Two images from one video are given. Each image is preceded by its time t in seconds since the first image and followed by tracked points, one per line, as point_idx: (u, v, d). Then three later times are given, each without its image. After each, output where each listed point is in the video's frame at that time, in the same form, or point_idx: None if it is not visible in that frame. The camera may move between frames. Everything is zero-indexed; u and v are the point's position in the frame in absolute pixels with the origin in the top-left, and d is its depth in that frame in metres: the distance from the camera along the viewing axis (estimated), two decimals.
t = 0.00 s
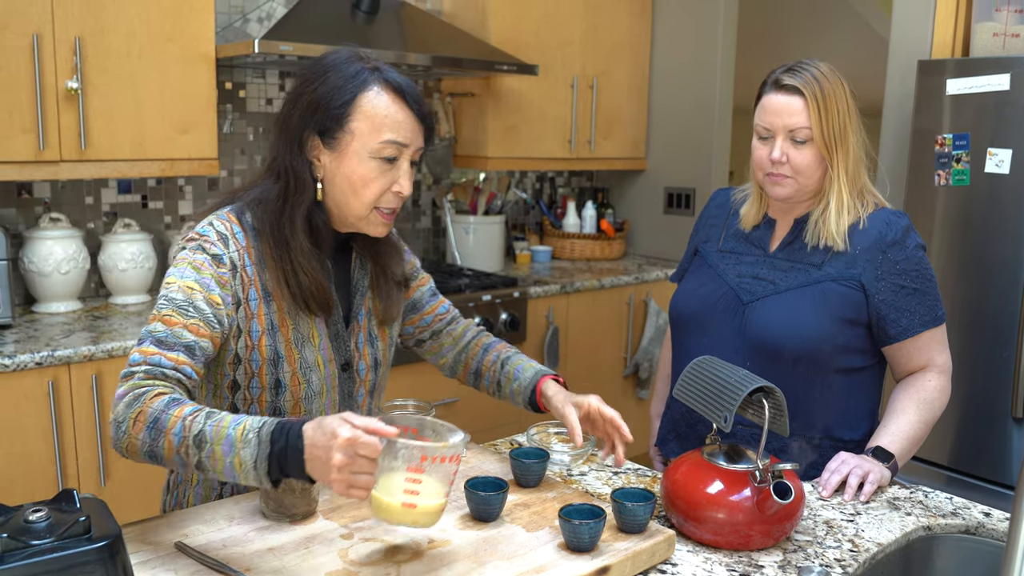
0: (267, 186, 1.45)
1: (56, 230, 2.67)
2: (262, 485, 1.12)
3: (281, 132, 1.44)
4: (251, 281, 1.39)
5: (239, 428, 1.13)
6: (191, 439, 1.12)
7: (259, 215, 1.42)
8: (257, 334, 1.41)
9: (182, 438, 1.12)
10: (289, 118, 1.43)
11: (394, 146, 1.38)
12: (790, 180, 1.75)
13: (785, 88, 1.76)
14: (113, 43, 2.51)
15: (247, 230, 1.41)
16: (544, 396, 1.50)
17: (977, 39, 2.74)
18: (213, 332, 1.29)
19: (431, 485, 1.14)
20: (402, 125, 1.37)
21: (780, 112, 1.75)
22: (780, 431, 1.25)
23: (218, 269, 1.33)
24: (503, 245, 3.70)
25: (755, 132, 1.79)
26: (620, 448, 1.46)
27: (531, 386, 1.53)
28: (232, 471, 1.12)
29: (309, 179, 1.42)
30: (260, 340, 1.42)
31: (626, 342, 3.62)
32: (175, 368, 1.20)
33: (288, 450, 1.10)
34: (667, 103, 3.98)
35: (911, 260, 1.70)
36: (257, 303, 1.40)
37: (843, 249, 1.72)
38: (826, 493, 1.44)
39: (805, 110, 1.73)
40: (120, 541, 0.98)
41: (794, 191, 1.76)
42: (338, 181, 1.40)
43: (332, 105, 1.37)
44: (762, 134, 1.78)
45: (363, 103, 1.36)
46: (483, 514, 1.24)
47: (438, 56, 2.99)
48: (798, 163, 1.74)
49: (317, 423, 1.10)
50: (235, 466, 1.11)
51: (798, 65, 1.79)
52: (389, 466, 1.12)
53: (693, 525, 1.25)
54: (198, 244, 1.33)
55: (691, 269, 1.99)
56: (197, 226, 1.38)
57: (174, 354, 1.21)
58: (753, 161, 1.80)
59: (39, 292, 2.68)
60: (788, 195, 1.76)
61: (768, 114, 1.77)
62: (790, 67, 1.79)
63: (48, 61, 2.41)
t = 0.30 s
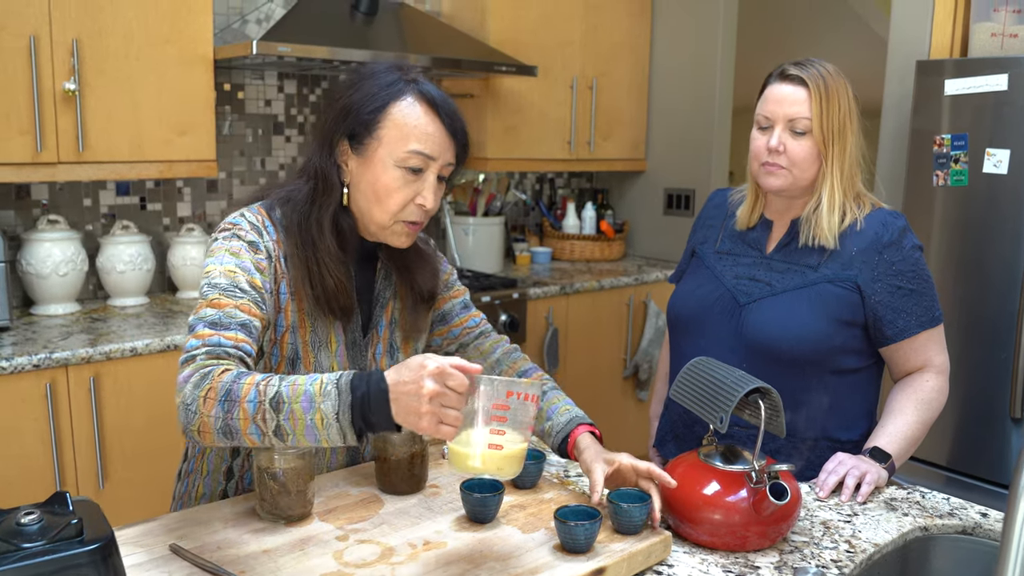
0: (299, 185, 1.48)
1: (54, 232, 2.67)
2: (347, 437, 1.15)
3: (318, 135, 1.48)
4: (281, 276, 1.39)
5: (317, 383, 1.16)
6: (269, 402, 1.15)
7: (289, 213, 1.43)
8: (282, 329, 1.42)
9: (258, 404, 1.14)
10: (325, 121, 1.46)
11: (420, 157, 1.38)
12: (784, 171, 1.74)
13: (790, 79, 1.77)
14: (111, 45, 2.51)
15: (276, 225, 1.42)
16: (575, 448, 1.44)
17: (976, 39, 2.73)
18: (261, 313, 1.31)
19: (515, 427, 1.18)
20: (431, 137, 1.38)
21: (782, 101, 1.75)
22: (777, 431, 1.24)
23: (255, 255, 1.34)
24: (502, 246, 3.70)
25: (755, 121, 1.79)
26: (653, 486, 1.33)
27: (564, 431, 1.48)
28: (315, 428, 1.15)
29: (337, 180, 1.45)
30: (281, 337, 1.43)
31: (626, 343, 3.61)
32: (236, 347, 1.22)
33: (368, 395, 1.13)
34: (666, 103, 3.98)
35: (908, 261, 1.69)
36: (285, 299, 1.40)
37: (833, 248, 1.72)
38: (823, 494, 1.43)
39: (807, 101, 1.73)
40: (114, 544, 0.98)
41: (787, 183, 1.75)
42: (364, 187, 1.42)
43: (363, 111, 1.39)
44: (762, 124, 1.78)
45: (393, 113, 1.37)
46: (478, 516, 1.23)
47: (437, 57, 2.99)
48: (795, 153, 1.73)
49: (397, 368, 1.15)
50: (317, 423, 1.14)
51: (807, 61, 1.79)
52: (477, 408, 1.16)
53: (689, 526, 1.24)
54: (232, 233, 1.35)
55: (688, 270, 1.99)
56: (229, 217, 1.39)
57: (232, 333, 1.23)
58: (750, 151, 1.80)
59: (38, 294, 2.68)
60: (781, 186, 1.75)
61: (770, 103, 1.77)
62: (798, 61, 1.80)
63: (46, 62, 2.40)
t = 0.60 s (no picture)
0: (299, 183, 1.46)
1: (42, 231, 2.65)
2: (366, 421, 1.15)
3: (319, 133, 1.46)
4: (281, 273, 1.38)
5: (334, 367, 1.16)
6: (287, 388, 1.14)
7: (286, 211, 1.42)
8: (278, 325, 1.40)
9: (274, 389, 1.14)
10: (326, 120, 1.45)
11: (420, 160, 1.37)
12: (771, 175, 1.74)
13: (773, 83, 1.76)
14: (98, 42, 2.49)
15: (273, 221, 1.40)
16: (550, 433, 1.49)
17: (965, 35, 2.73)
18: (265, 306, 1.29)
19: (529, 414, 1.22)
20: (432, 141, 1.37)
21: (766, 106, 1.75)
22: (764, 427, 1.24)
23: (257, 249, 1.33)
24: (493, 244, 3.69)
25: (742, 125, 1.79)
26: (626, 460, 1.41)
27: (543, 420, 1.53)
28: (333, 412, 1.14)
29: (337, 181, 1.44)
30: (278, 334, 1.40)
31: (618, 340, 3.61)
32: (245, 336, 1.21)
33: (387, 376, 1.14)
34: (657, 100, 3.97)
35: (897, 257, 1.69)
36: (284, 295, 1.39)
37: (823, 249, 1.72)
38: (811, 491, 1.43)
39: (790, 106, 1.73)
40: (95, 544, 0.97)
41: (776, 187, 1.75)
42: (362, 187, 1.41)
43: (365, 113, 1.38)
44: (748, 128, 1.78)
45: (395, 116, 1.36)
46: (464, 515, 1.22)
47: (427, 55, 2.98)
48: (781, 158, 1.73)
49: (417, 351, 1.17)
50: (335, 407, 1.14)
51: (790, 62, 1.79)
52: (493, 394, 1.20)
53: (677, 524, 1.24)
54: (232, 227, 1.33)
55: (678, 266, 1.98)
56: (227, 212, 1.38)
57: (240, 323, 1.22)
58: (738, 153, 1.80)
59: (25, 293, 2.66)
60: (770, 190, 1.76)
61: (755, 108, 1.77)
62: (781, 63, 1.79)
63: (32, 60, 2.38)
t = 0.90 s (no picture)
0: (296, 179, 1.44)
1: (37, 230, 2.64)
2: (375, 398, 1.15)
3: (317, 131, 1.44)
4: (277, 268, 1.37)
5: (342, 345, 1.15)
6: (294, 368, 1.13)
7: (280, 208, 1.40)
8: (274, 322, 1.39)
9: (282, 371, 1.12)
10: (325, 117, 1.43)
11: (419, 161, 1.35)
12: (768, 168, 1.73)
13: (773, 73, 1.75)
14: (91, 41, 2.47)
15: (268, 217, 1.39)
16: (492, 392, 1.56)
17: (963, 29, 2.72)
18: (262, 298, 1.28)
19: (525, 415, 1.20)
20: (432, 143, 1.36)
21: (766, 96, 1.74)
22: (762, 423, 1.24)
23: (254, 243, 1.32)
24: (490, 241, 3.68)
25: (740, 115, 1.78)
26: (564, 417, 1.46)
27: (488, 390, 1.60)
28: (343, 390, 1.13)
29: (336, 179, 1.41)
30: (275, 329, 1.39)
31: (616, 337, 3.60)
32: (246, 326, 1.20)
33: (396, 352, 1.14)
34: (655, 96, 3.96)
35: (895, 253, 1.68)
36: (280, 292, 1.38)
37: (817, 243, 1.71)
38: (809, 488, 1.42)
39: (791, 97, 1.72)
40: (85, 546, 0.95)
41: (772, 179, 1.74)
42: (360, 186, 1.40)
43: (366, 113, 1.36)
44: (747, 118, 1.77)
45: (396, 118, 1.35)
46: (460, 514, 1.22)
47: (424, 52, 2.96)
48: (779, 150, 1.72)
49: (428, 333, 1.17)
50: (345, 384, 1.13)
51: (791, 54, 1.77)
52: (495, 387, 1.20)
53: (673, 522, 1.23)
54: (228, 221, 1.32)
55: (675, 262, 1.97)
56: (221, 207, 1.36)
57: (240, 313, 1.20)
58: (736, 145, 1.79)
59: (21, 294, 2.65)
60: (767, 182, 1.74)
61: (754, 98, 1.76)
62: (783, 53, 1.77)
63: (25, 59, 2.37)
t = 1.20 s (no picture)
0: (293, 172, 1.42)
1: (34, 226, 2.63)
2: (390, 375, 1.14)
3: (315, 124, 1.42)
4: (275, 261, 1.36)
5: (352, 327, 1.15)
6: (307, 351, 1.13)
7: (276, 202, 1.39)
8: (273, 315, 1.38)
9: (294, 353, 1.12)
10: (323, 111, 1.41)
11: (417, 156, 1.34)
12: (767, 161, 1.72)
13: (769, 65, 1.74)
14: (86, 35, 2.46)
15: (266, 210, 1.37)
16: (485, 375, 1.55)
17: (963, 18, 2.70)
18: (263, 288, 1.27)
19: (530, 404, 1.18)
20: (431, 138, 1.35)
21: (762, 90, 1.72)
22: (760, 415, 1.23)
23: (254, 234, 1.31)
24: (488, 234, 3.67)
25: (737, 109, 1.77)
26: (558, 403, 1.44)
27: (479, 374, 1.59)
28: (355, 371, 1.13)
29: (332, 172, 1.40)
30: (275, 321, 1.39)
31: (615, 330, 3.59)
32: (251, 313, 1.19)
33: (408, 329, 1.14)
34: (653, 88, 3.94)
35: (895, 243, 1.67)
36: (279, 284, 1.37)
37: (817, 236, 1.70)
38: (810, 481, 1.41)
39: (787, 91, 1.71)
40: (81, 543, 0.95)
41: (771, 173, 1.73)
42: (357, 181, 1.39)
43: (365, 107, 1.35)
44: (744, 111, 1.76)
45: (394, 113, 1.34)
46: (458, 509, 1.21)
47: (421, 45, 2.95)
48: (776, 143, 1.71)
49: (440, 314, 1.19)
50: (358, 365, 1.13)
51: (787, 45, 1.76)
52: (505, 371, 1.17)
53: (673, 516, 1.22)
54: (226, 213, 1.31)
55: (673, 253, 1.96)
56: (218, 199, 1.35)
57: (244, 301, 1.19)
58: (733, 138, 1.78)
59: (17, 290, 2.63)
60: (766, 176, 1.73)
61: (750, 92, 1.74)
62: (779, 45, 1.76)
63: (20, 54, 2.35)
